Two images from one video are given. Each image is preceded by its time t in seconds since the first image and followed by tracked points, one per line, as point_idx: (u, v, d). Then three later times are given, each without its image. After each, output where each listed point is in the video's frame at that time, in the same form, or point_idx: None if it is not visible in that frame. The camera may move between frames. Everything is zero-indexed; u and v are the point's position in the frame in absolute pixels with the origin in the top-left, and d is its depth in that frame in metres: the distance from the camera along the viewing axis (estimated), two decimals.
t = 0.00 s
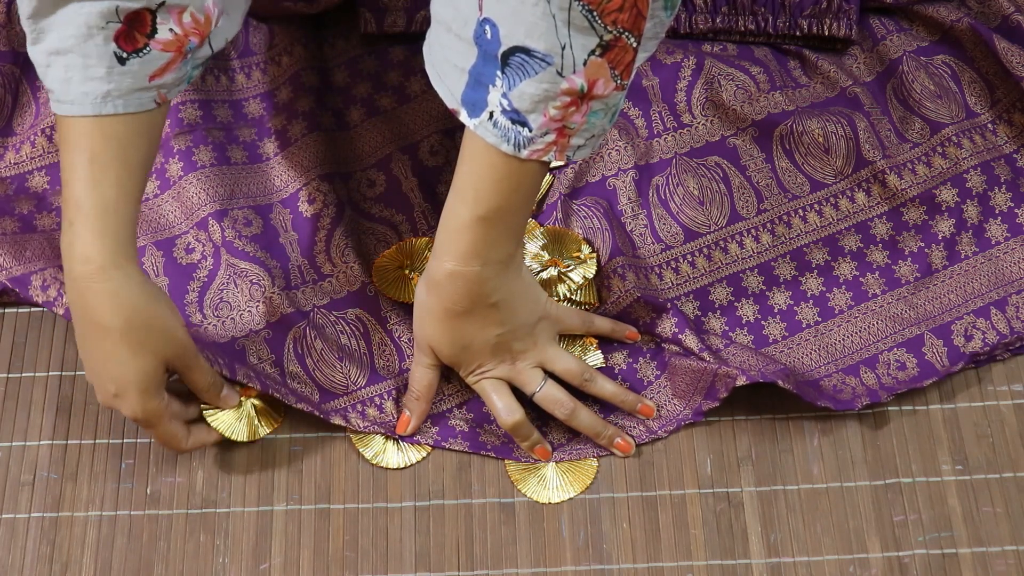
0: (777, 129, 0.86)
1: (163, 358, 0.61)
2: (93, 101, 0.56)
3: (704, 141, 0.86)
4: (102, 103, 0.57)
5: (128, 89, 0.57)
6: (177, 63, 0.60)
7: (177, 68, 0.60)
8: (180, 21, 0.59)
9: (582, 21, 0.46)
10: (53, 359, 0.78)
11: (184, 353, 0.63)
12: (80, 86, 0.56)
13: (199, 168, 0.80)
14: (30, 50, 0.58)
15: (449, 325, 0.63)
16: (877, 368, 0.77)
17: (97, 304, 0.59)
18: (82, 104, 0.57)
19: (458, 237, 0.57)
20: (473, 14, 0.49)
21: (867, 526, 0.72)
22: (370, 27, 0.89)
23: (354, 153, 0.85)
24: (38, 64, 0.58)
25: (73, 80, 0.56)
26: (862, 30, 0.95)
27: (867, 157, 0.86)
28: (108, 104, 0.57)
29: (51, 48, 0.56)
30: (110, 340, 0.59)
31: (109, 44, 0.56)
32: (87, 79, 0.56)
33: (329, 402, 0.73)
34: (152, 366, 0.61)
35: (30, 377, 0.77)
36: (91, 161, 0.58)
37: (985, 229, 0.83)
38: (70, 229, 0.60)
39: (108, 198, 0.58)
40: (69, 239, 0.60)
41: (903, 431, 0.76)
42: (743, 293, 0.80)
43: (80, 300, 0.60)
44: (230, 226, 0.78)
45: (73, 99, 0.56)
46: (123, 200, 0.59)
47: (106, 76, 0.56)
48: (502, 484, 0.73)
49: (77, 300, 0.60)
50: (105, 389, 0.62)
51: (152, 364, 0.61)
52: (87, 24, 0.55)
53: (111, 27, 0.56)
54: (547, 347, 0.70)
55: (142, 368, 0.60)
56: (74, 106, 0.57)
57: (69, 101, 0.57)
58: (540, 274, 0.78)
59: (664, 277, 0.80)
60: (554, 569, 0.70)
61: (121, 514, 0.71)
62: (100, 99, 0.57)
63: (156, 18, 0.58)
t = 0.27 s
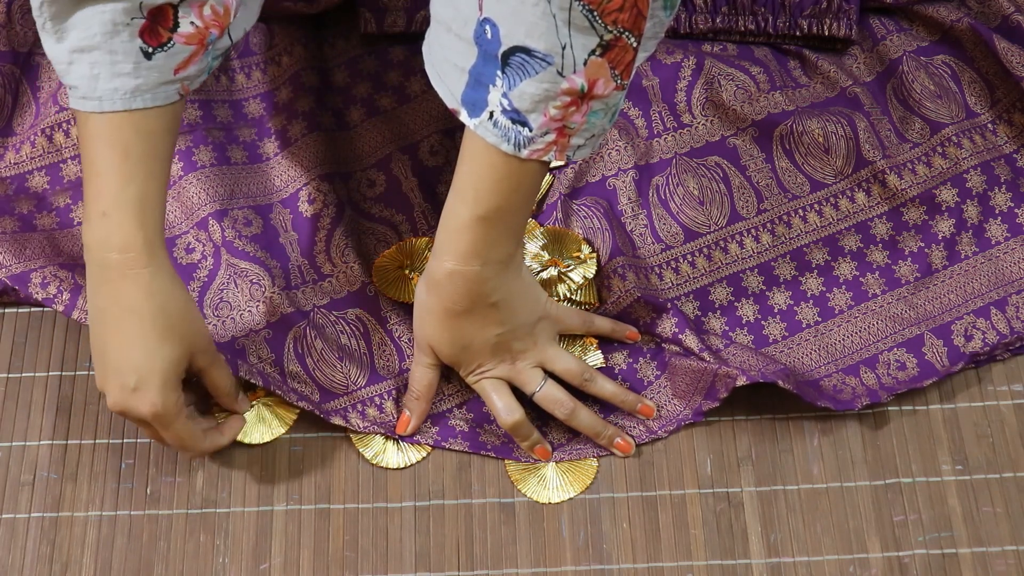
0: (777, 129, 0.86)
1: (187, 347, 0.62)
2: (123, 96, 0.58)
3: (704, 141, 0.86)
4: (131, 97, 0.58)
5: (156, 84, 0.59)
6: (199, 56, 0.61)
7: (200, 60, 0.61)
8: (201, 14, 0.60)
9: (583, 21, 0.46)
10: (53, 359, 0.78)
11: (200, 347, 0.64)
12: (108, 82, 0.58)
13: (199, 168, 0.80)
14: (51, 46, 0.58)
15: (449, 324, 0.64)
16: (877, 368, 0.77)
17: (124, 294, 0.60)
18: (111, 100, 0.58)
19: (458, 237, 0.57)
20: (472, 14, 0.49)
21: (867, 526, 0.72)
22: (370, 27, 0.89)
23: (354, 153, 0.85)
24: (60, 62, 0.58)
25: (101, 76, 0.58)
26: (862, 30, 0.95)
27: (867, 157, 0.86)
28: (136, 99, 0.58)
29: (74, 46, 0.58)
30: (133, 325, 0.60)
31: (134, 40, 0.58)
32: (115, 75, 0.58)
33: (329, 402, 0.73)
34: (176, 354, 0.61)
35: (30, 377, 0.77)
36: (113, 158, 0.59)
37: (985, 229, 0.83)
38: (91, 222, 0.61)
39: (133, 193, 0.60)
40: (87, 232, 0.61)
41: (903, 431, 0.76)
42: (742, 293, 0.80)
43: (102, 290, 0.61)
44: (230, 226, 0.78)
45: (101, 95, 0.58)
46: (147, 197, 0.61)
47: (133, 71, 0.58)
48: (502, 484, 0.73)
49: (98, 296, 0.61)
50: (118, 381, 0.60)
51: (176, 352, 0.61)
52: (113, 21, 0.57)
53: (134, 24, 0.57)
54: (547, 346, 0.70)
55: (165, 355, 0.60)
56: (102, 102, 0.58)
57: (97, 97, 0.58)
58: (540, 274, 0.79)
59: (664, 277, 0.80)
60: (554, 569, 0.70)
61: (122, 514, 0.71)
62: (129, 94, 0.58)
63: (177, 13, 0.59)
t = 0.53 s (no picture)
0: (777, 129, 0.86)
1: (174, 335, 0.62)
2: (108, 87, 0.58)
3: (704, 141, 0.86)
4: (116, 87, 0.59)
5: (143, 76, 0.59)
6: (189, 50, 0.61)
7: (189, 54, 0.61)
8: (193, 8, 0.60)
9: (583, 21, 0.46)
10: (53, 359, 0.78)
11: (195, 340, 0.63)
12: (96, 72, 0.58)
13: (199, 168, 0.80)
14: (45, 33, 0.59)
15: (449, 324, 0.64)
16: (877, 368, 0.77)
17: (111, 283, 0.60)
18: (98, 90, 0.58)
19: (458, 237, 0.57)
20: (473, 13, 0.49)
21: (867, 526, 0.73)
22: (369, 27, 0.89)
23: (353, 153, 0.85)
24: (52, 50, 0.59)
25: (89, 66, 0.58)
26: (862, 30, 0.95)
27: (867, 157, 0.86)
28: (122, 90, 0.59)
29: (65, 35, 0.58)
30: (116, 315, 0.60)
31: (123, 31, 0.58)
32: (102, 65, 0.58)
33: (328, 403, 0.73)
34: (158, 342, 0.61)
35: (30, 377, 0.77)
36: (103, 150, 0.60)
37: (985, 229, 0.83)
38: (78, 210, 0.61)
39: (119, 181, 0.60)
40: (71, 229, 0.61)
41: (903, 431, 0.76)
42: (743, 293, 0.80)
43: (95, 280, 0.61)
44: (230, 226, 0.78)
45: (89, 85, 0.58)
46: (134, 187, 0.61)
47: (120, 62, 0.58)
48: (502, 484, 0.73)
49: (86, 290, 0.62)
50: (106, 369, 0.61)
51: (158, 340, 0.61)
52: (102, 12, 0.57)
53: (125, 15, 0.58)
54: (547, 346, 0.70)
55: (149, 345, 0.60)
56: (89, 92, 0.58)
57: (85, 87, 0.58)
58: (540, 274, 0.78)
59: (665, 277, 0.80)
60: (554, 569, 0.70)
61: (121, 515, 0.71)
62: (115, 84, 0.58)
63: (169, 6, 0.59)
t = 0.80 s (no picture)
0: (777, 129, 0.86)
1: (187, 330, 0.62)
2: (129, 87, 0.59)
3: (704, 141, 0.86)
4: (137, 87, 0.59)
5: (162, 74, 0.60)
6: (206, 48, 0.62)
7: (206, 51, 0.62)
8: (208, 6, 0.61)
9: (584, 22, 0.45)
10: (53, 359, 0.78)
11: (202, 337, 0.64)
12: (116, 72, 0.59)
13: (199, 167, 0.80)
14: (63, 35, 0.59)
15: (449, 323, 0.64)
16: (877, 368, 0.77)
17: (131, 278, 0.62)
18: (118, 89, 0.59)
19: (458, 236, 0.57)
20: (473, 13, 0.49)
21: (867, 526, 0.73)
22: (370, 27, 0.89)
23: (353, 153, 0.85)
24: (71, 50, 0.59)
25: (109, 66, 0.59)
26: (862, 30, 0.95)
27: (867, 157, 0.86)
28: (142, 89, 0.60)
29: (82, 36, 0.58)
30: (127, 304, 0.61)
31: (142, 31, 0.58)
32: (122, 66, 0.59)
33: (328, 404, 0.74)
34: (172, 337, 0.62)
35: (30, 377, 0.77)
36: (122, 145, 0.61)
37: (985, 229, 0.83)
38: (101, 208, 0.63)
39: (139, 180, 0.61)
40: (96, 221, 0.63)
41: (903, 431, 0.76)
42: (743, 293, 0.80)
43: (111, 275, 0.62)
44: (230, 226, 0.78)
45: (109, 86, 0.59)
46: (155, 184, 0.62)
47: (140, 62, 0.59)
48: (502, 484, 0.73)
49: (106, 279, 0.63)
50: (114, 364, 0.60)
51: (172, 335, 0.61)
52: (121, 13, 0.58)
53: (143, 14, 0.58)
54: (547, 346, 0.70)
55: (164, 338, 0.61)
56: (110, 92, 0.59)
57: (105, 87, 0.59)
58: (540, 274, 0.78)
59: (665, 277, 0.80)
60: (554, 569, 0.70)
61: (122, 515, 0.71)
62: (135, 85, 0.59)
63: (185, 5, 0.60)
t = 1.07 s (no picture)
0: (777, 129, 0.86)
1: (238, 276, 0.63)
2: (184, 66, 0.60)
3: (704, 141, 0.86)
4: (192, 65, 0.60)
5: (213, 50, 0.61)
6: (249, 20, 0.62)
7: (250, 23, 0.63)
8: None
9: (583, 22, 0.45)
10: (53, 359, 0.78)
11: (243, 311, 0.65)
12: (170, 53, 0.59)
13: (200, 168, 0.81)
14: (108, 20, 0.59)
15: (449, 323, 0.64)
16: (877, 368, 0.77)
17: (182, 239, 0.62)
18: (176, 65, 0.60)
19: (457, 236, 0.57)
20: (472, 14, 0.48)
21: (866, 526, 0.73)
22: (369, 27, 0.89)
23: (353, 153, 0.85)
24: (118, 35, 0.59)
25: (161, 48, 0.59)
26: (862, 30, 0.95)
27: (867, 157, 0.86)
28: (197, 66, 0.60)
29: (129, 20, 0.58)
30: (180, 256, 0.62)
31: (190, 11, 0.58)
32: (174, 46, 0.59)
33: (327, 405, 0.74)
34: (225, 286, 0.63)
35: (30, 377, 0.77)
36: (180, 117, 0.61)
37: (985, 229, 0.83)
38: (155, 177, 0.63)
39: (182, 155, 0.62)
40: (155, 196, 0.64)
41: (903, 431, 0.76)
42: (742, 293, 0.80)
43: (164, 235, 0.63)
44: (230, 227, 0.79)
45: (164, 66, 0.59)
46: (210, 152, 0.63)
47: (191, 41, 0.59)
48: (502, 484, 0.73)
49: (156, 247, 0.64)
50: (166, 310, 0.60)
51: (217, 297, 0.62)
52: None
53: None
54: (547, 347, 0.70)
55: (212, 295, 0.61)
56: (165, 73, 0.60)
57: (160, 68, 0.60)
58: (540, 274, 0.78)
59: (665, 277, 0.80)
60: (554, 569, 0.70)
61: (121, 515, 0.71)
62: (189, 63, 0.60)
63: None
